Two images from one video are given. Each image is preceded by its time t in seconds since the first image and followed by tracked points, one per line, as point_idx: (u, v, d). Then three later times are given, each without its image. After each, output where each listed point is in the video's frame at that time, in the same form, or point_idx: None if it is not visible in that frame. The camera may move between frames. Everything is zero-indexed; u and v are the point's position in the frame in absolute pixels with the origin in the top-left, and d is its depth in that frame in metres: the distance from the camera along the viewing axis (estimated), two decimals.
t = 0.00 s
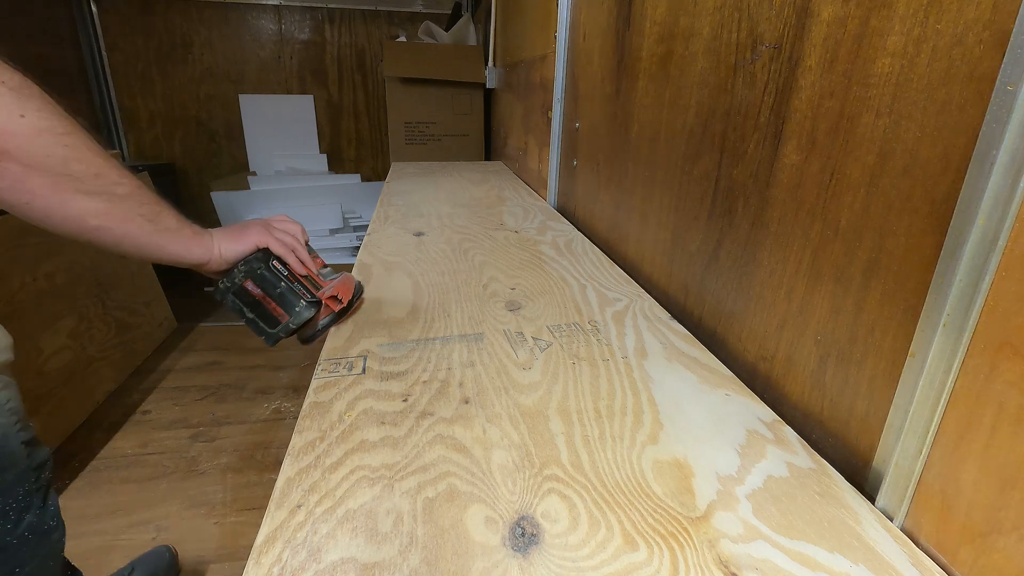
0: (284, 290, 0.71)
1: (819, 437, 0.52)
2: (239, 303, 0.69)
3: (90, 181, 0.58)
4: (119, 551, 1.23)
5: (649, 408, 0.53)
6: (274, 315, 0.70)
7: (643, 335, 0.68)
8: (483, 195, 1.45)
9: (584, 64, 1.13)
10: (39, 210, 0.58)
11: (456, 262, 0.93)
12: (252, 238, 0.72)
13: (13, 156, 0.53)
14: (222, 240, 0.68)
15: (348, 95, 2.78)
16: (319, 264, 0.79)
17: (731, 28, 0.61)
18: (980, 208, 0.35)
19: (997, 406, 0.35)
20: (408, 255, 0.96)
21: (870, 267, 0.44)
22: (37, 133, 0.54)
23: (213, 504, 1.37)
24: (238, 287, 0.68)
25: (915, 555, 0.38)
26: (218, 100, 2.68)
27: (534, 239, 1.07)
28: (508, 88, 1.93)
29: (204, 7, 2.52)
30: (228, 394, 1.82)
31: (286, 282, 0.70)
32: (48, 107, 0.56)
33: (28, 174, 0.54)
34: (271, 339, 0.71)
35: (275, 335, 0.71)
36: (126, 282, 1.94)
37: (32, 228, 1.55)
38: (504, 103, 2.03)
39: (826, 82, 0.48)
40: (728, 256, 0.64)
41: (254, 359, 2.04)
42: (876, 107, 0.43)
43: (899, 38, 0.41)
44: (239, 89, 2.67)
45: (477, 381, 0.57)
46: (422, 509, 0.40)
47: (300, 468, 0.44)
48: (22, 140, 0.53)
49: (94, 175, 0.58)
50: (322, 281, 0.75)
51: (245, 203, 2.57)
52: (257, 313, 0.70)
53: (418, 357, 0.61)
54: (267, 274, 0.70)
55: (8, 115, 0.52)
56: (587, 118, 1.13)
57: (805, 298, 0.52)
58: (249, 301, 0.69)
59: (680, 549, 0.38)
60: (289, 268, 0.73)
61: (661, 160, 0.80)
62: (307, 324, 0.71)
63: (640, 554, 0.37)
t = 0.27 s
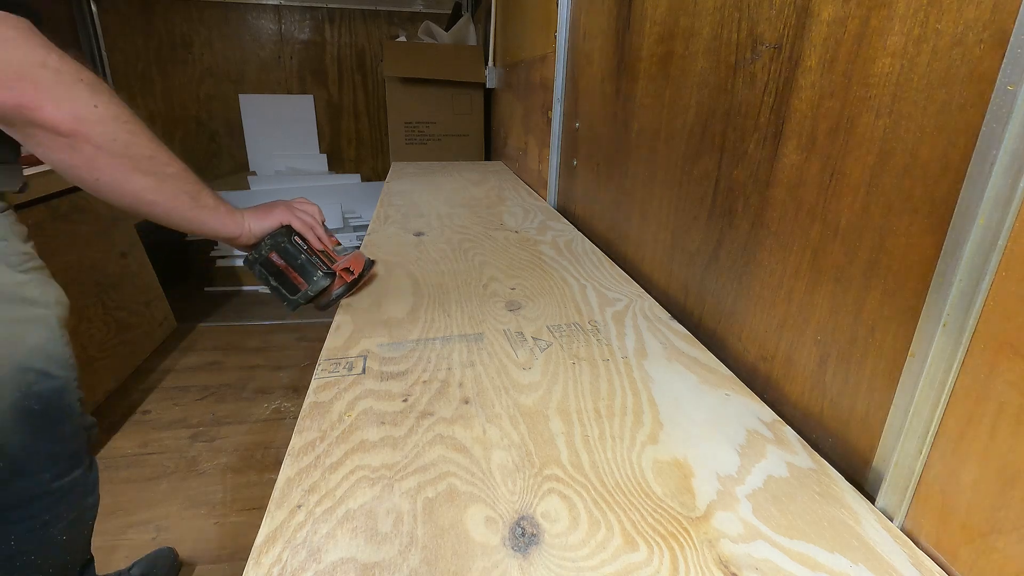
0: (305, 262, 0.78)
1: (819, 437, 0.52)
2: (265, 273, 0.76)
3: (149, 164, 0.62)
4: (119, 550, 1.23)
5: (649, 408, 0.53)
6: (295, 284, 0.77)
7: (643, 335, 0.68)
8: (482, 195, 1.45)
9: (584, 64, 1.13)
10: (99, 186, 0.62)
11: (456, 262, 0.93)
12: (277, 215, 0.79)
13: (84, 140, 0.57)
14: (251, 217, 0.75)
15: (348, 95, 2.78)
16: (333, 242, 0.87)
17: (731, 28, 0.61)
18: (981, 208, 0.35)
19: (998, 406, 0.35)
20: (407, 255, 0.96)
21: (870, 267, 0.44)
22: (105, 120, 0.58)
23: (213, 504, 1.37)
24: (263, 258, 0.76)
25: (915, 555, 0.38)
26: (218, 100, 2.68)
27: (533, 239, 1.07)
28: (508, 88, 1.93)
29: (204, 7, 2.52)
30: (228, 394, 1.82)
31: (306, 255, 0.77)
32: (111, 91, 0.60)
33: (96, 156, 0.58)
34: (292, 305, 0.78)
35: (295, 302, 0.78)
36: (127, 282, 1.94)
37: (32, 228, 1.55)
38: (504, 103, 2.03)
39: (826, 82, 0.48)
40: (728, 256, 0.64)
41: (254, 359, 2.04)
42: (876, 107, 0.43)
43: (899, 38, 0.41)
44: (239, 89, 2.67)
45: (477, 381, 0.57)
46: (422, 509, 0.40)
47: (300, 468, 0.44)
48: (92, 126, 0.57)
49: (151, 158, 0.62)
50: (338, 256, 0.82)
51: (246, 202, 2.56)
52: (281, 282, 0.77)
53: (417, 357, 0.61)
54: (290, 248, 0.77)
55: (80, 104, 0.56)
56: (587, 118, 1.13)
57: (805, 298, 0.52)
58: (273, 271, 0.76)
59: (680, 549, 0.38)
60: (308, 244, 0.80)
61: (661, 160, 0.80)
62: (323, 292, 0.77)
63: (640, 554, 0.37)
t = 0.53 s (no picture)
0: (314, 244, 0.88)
1: (819, 437, 0.52)
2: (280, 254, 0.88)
3: (186, 156, 0.72)
4: (119, 551, 1.23)
5: (649, 408, 0.53)
6: (308, 264, 0.88)
7: (643, 335, 0.68)
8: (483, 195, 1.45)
9: (584, 64, 1.13)
10: (138, 174, 0.71)
11: (456, 262, 0.93)
12: (289, 204, 0.90)
13: (133, 135, 0.67)
14: (268, 205, 0.86)
15: (348, 95, 2.78)
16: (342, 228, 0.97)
17: (731, 28, 0.61)
18: (981, 207, 0.35)
19: (997, 406, 0.35)
20: (407, 255, 0.96)
21: (870, 267, 0.44)
22: (150, 118, 0.68)
23: (213, 505, 1.37)
24: (279, 241, 0.87)
25: (915, 555, 0.38)
26: (218, 100, 2.68)
27: (533, 239, 1.07)
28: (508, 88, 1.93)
29: (204, 7, 2.52)
30: (228, 394, 1.82)
31: (317, 238, 0.88)
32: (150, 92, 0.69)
33: (142, 149, 0.68)
34: (305, 283, 0.89)
35: (308, 280, 0.89)
36: (127, 282, 1.95)
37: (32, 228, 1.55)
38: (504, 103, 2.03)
39: (826, 82, 0.48)
40: (728, 256, 0.64)
41: (254, 359, 2.04)
42: (876, 107, 0.43)
43: (899, 38, 0.41)
44: (239, 89, 2.67)
45: (477, 381, 0.57)
46: (422, 509, 0.40)
47: (300, 468, 0.44)
48: (141, 124, 0.67)
49: (188, 151, 0.72)
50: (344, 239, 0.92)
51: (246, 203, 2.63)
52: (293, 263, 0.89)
53: (417, 357, 0.61)
54: (302, 232, 0.88)
55: (131, 105, 0.66)
56: (587, 118, 1.13)
57: (804, 298, 0.52)
58: (287, 253, 0.88)
59: (680, 549, 0.38)
60: (318, 229, 0.91)
61: (661, 160, 0.80)
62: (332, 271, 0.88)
63: (640, 554, 0.37)
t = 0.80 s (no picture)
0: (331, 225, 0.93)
1: (819, 437, 0.52)
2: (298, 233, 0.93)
3: (217, 140, 0.79)
4: (119, 551, 1.23)
5: (649, 408, 0.53)
6: (323, 244, 0.92)
7: (643, 335, 0.68)
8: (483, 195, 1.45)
9: (584, 64, 1.13)
10: (174, 156, 0.79)
11: (456, 262, 0.93)
12: (308, 189, 0.96)
13: (171, 121, 0.75)
14: (290, 188, 0.92)
15: (348, 95, 2.78)
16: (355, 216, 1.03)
17: (731, 28, 0.61)
18: (981, 207, 0.35)
19: (997, 406, 0.35)
20: (407, 255, 0.96)
21: (870, 267, 0.44)
22: (185, 106, 0.75)
23: (213, 505, 1.37)
24: (299, 221, 0.92)
25: (915, 555, 0.38)
26: (218, 100, 2.68)
27: (533, 239, 1.07)
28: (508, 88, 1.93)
29: (204, 7, 2.52)
30: (228, 394, 1.82)
31: (333, 220, 0.93)
32: (184, 82, 0.77)
33: (178, 135, 0.76)
34: (320, 260, 0.93)
35: (323, 258, 0.93)
36: (127, 282, 1.95)
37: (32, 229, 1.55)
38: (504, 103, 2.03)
39: (827, 82, 0.48)
40: (728, 256, 0.64)
41: (254, 359, 2.04)
42: (876, 107, 0.43)
43: (899, 38, 0.41)
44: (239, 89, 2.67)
45: (477, 381, 0.57)
46: (422, 509, 0.40)
47: (300, 468, 0.44)
48: (177, 111, 0.74)
49: (218, 137, 0.79)
50: (357, 223, 0.98)
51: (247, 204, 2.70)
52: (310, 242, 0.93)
53: (418, 356, 0.61)
54: (320, 213, 0.94)
55: (169, 93, 0.73)
56: (587, 118, 1.13)
57: (804, 298, 0.52)
58: (306, 232, 0.93)
59: (680, 549, 0.38)
60: (335, 213, 0.97)
61: (661, 160, 0.80)
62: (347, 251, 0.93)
63: (640, 555, 0.37)
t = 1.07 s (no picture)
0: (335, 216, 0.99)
1: (819, 437, 0.52)
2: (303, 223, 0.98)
3: (233, 134, 0.86)
4: (120, 551, 1.23)
5: (649, 408, 0.53)
6: (327, 234, 0.99)
7: (643, 335, 0.68)
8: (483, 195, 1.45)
9: (584, 64, 1.13)
10: (194, 149, 0.85)
11: (456, 262, 0.93)
12: (314, 182, 1.02)
13: (193, 116, 0.81)
14: (298, 181, 0.98)
15: (348, 95, 2.78)
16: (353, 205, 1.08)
17: (731, 28, 0.61)
18: (981, 207, 0.35)
19: (997, 406, 0.35)
20: (407, 255, 0.96)
21: (870, 267, 0.44)
22: (205, 102, 0.82)
23: (213, 505, 1.37)
24: (304, 213, 0.97)
25: (915, 555, 0.38)
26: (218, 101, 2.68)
27: (533, 239, 1.07)
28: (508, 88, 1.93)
29: (204, 7, 2.52)
30: (228, 394, 1.82)
31: (337, 211, 0.99)
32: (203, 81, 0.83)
33: (198, 128, 0.82)
34: (323, 249, 1.00)
35: (327, 248, 0.99)
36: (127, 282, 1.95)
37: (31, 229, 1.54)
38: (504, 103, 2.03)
39: (826, 82, 0.48)
40: (728, 256, 0.64)
41: (254, 359, 2.04)
42: (876, 107, 0.43)
43: (899, 38, 0.41)
44: (239, 89, 2.67)
45: (476, 381, 0.57)
46: (422, 509, 0.40)
47: (300, 468, 0.44)
48: (198, 107, 0.81)
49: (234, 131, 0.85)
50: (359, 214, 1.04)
51: (247, 203, 2.69)
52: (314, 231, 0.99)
53: (418, 356, 0.61)
54: (325, 205, 0.99)
55: (191, 91, 0.80)
56: (587, 118, 1.13)
57: (804, 298, 0.52)
58: (310, 222, 0.98)
59: (680, 549, 0.38)
60: (338, 205, 1.02)
61: (661, 159, 0.80)
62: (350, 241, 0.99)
63: (640, 555, 0.37)
